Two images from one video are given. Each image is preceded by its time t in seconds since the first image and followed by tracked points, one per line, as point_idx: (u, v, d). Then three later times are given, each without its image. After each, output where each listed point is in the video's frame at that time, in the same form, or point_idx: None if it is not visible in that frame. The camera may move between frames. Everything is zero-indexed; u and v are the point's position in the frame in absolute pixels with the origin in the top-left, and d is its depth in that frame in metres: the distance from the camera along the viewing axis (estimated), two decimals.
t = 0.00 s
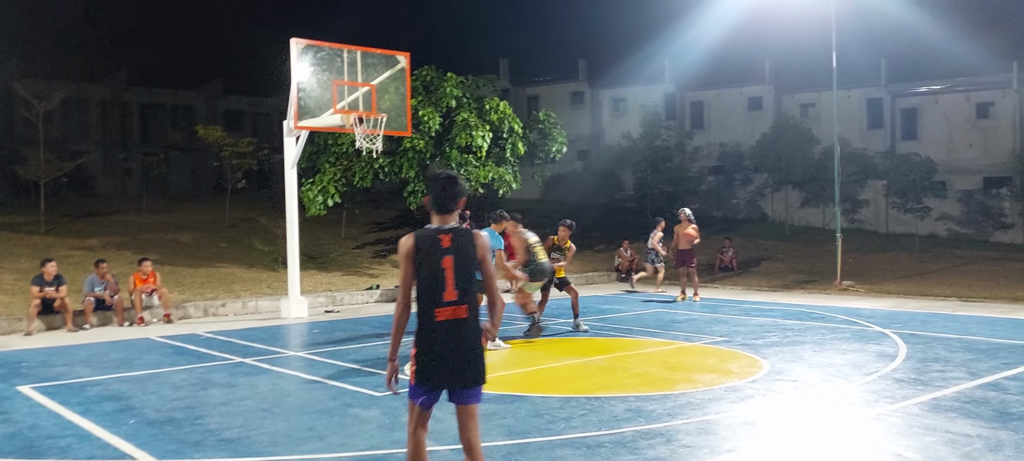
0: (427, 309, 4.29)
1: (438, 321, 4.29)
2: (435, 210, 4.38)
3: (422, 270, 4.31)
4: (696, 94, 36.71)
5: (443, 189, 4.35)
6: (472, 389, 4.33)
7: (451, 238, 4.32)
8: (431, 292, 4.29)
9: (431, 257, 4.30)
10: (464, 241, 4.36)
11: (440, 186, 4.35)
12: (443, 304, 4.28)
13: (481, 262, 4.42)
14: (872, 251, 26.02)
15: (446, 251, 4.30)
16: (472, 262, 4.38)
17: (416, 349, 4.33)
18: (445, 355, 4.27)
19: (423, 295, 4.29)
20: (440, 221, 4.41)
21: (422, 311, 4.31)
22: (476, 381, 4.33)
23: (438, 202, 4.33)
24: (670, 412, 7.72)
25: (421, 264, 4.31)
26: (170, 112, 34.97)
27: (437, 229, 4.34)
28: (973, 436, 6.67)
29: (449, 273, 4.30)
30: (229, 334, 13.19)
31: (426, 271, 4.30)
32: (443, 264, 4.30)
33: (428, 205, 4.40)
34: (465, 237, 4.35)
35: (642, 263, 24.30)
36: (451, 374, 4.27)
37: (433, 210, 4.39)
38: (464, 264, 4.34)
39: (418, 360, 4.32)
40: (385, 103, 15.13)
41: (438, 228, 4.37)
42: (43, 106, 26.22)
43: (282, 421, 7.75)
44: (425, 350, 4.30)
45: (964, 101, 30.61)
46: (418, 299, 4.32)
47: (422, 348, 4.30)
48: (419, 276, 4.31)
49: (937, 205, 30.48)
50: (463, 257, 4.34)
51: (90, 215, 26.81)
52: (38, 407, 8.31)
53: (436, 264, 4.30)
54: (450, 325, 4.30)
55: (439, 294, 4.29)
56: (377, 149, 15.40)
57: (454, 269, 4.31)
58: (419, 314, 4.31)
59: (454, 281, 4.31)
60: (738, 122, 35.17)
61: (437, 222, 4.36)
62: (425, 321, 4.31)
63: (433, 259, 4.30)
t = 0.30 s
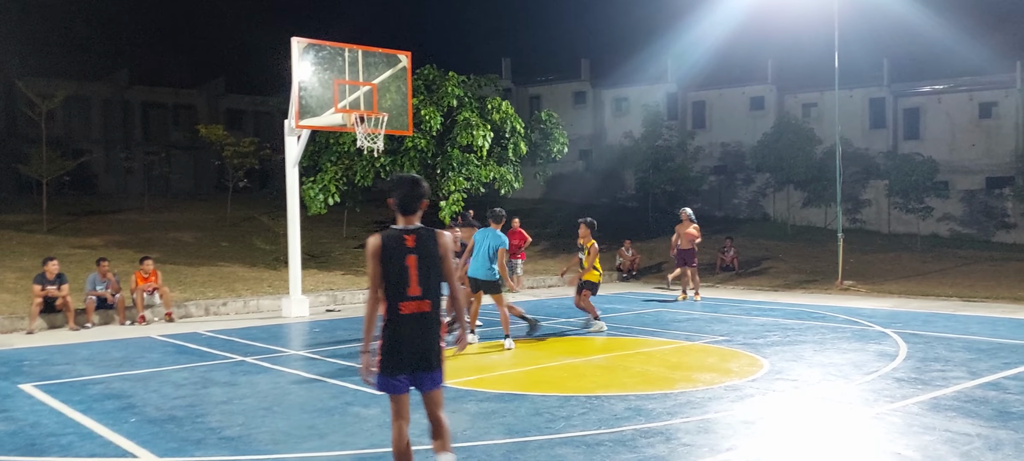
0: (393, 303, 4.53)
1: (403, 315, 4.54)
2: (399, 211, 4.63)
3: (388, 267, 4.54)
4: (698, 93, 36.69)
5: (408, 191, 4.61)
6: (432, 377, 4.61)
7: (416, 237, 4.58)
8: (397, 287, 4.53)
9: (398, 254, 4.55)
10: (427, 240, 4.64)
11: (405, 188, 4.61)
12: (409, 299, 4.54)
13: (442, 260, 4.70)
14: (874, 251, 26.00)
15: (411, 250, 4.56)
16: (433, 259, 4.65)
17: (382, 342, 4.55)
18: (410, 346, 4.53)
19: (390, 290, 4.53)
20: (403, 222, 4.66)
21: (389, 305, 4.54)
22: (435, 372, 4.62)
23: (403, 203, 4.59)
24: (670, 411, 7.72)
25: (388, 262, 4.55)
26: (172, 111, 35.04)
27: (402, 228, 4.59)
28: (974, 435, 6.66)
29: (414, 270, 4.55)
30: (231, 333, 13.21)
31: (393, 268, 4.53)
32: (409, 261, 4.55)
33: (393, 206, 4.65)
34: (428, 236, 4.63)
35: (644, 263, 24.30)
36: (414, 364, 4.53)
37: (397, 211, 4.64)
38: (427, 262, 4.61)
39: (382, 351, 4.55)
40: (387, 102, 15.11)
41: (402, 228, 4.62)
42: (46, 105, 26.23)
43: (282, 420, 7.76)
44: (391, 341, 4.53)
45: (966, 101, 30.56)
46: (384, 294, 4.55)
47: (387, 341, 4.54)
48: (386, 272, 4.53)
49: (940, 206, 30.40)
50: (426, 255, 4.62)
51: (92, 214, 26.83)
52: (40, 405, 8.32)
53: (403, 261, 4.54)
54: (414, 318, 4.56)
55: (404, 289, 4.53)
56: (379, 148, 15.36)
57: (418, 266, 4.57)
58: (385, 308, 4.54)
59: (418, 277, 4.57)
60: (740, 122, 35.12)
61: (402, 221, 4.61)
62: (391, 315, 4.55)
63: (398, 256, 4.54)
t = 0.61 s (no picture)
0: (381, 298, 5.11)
1: (392, 309, 5.13)
2: (388, 215, 5.20)
3: (378, 265, 5.12)
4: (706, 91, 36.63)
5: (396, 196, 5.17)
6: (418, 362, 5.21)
7: (402, 238, 5.15)
8: (385, 284, 5.10)
9: (386, 254, 5.12)
10: (412, 241, 5.20)
11: (392, 195, 5.18)
12: (396, 294, 5.11)
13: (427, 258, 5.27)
14: (884, 251, 25.78)
15: (398, 249, 5.13)
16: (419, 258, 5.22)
17: (373, 332, 5.14)
18: (398, 336, 5.12)
19: (381, 287, 5.11)
20: (392, 224, 5.24)
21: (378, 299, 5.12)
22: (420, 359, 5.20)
23: (391, 209, 5.16)
24: (678, 410, 7.73)
25: (378, 261, 5.13)
26: (181, 112, 35.28)
27: (389, 231, 5.16)
28: (985, 435, 6.64)
29: (400, 267, 5.12)
30: (241, 331, 13.27)
31: (382, 267, 5.11)
32: (396, 260, 5.12)
33: (382, 211, 5.22)
34: (414, 237, 5.19)
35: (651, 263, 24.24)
36: (402, 353, 5.12)
37: (386, 214, 5.21)
38: (413, 260, 5.17)
39: (374, 341, 5.14)
40: (393, 102, 15.15)
41: (390, 229, 5.20)
42: (57, 106, 26.48)
43: (293, 418, 7.80)
44: (381, 333, 5.12)
45: (977, 98, 30.23)
46: (375, 290, 5.13)
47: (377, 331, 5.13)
48: (376, 271, 5.11)
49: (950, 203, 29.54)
50: (412, 254, 5.18)
51: (103, 214, 27.03)
52: (53, 403, 8.39)
53: (390, 260, 5.11)
54: (402, 310, 5.15)
55: (393, 286, 5.11)
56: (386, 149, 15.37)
57: (405, 264, 5.14)
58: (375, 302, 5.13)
59: (404, 274, 5.13)
60: (746, 120, 35.12)
61: (390, 225, 5.18)
62: (381, 308, 5.13)
63: (387, 256, 5.12)
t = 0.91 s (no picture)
0: (402, 308, 5.46)
1: (412, 319, 5.49)
2: (406, 230, 5.58)
3: (398, 278, 5.49)
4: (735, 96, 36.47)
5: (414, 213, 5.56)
6: (435, 371, 5.55)
7: (420, 252, 5.55)
8: (406, 295, 5.48)
9: (406, 267, 5.52)
10: (428, 254, 5.61)
11: (410, 212, 5.57)
12: (415, 305, 5.48)
13: (440, 271, 5.68)
14: (921, 252, 25.36)
15: (417, 262, 5.53)
16: (434, 270, 5.63)
17: (394, 341, 5.48)
18: (417, 345, 5.47)
19: (401, 297, 5.47)
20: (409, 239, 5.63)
21: (399, 310, 5.47)
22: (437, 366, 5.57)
23: (410, 225, 5.54)
24: (718, 422, 7.67)
25: (398, 273, 5.50)
26: (214, 134, 35.86)
27: (408, 245, 5.55)
28: None
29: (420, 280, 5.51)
30: (278, 350, 13.40)
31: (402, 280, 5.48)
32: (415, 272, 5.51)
33: (399, 226, 5.59)
34: (431, 251, 5.60)
35: (684, 270, 24.14)
36: (421, 361, 5.46)
37: (403, 229, 5.59)
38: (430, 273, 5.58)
39: (394, 350, 5.48)
40: (421, 119, 15.26)
41: (408, 244, 5.61)
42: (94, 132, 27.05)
43: (332, 436, 7.85)
44: (401, 342, 5.46)
45: (1015, 95, 29.41)
46: (394, 302, 5.49)
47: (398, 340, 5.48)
48: (396, 283, 5.49)
49: (989, 202, 29.06)
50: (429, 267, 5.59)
51: (141, 236, 27.53)
52: (98, 426, 8.53)
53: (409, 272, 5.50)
54: (420, 320, 5.52)
55: (412, 297, 5.48)
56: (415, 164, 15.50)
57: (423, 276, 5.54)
58: (397, 312, 5.47)
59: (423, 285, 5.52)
60: (776, 123, 34.88)
61: (408, 239, 5.56)
62: (401, 318, 5.48)
63: (408, 269, 5.53)
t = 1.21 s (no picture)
0: (412, 319, 5.61)
1: (422, 328, 5.62)
2: (409, 243, 5.75)
3: (405, 289, 5.64)
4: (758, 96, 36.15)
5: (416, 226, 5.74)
6: (448, 377, 5.64)
7: (424, 263, 5.71)
8: (414, 305, 5.62)
9: (411, 279, 5.66)
10: (433, 264, 5.77)
11: (412, 225, 5.74)
12: (424, 314, 5.62)
13: (446, 280, 5.83)
14: (950, 250, 24.99)
15: (422, 273, 5.68)
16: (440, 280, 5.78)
17: (406, 351, 5.62)
18: (427, 353, 5.59)
19: (409, 308, 5.61)
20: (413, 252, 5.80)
21: (409, 321, 5.61)
22: (451, 372, 5.68)
23: (412, 238, 5.72)
24: (748, 425, 7.61)
25: (405, 285, 5.65)
26: (241, 147, 36.25)
27: (413, 257, 5.72)
28: None
29: (426, 290, 5.66)
30: (306, 359, 13.50)
31: (409, 291, 5.64)
32: (421, 282, 5.66)
33: (403, 240, 5.77)
34: (434, 261, 5.76)
35: (710, 273, 24.00)
36: (433, 369, 5.58)
37: (408, 243, 5.76)
38: (436, 282, 5.73)
39: (406, 359, 5.62)
40: (443, 127, 15.34)
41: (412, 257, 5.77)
42: (123, 148, 27.48)
43: (361, 445, 7.90)
44: (414, 352, 5.60)
45: None
46: (404, 314, 5.63)
47: (410, 350, 5.61)
48: (404, 294, 5.63)
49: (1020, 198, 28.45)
50: (434, 277, 5.74)
51: (171, 249, 27.91)
52: (133, 438, 8.65)
53: (416, 283, 5.65)
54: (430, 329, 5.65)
55: (421, 307, 5.63)
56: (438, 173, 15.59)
57: (429, 286, 5.68)
58: (407, 322, 5.61)
59: (430, 293, 5.67)
60: (800, 123, 34.60)
61: (413, 252, 5.73)
62: (411, 328, 5.62)
63: (412, 280, 5.66)
